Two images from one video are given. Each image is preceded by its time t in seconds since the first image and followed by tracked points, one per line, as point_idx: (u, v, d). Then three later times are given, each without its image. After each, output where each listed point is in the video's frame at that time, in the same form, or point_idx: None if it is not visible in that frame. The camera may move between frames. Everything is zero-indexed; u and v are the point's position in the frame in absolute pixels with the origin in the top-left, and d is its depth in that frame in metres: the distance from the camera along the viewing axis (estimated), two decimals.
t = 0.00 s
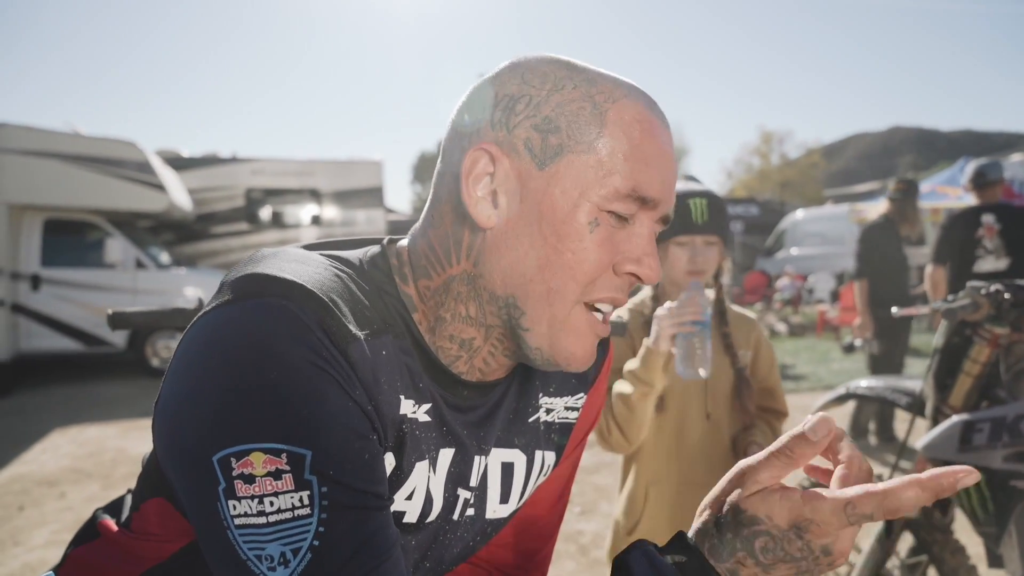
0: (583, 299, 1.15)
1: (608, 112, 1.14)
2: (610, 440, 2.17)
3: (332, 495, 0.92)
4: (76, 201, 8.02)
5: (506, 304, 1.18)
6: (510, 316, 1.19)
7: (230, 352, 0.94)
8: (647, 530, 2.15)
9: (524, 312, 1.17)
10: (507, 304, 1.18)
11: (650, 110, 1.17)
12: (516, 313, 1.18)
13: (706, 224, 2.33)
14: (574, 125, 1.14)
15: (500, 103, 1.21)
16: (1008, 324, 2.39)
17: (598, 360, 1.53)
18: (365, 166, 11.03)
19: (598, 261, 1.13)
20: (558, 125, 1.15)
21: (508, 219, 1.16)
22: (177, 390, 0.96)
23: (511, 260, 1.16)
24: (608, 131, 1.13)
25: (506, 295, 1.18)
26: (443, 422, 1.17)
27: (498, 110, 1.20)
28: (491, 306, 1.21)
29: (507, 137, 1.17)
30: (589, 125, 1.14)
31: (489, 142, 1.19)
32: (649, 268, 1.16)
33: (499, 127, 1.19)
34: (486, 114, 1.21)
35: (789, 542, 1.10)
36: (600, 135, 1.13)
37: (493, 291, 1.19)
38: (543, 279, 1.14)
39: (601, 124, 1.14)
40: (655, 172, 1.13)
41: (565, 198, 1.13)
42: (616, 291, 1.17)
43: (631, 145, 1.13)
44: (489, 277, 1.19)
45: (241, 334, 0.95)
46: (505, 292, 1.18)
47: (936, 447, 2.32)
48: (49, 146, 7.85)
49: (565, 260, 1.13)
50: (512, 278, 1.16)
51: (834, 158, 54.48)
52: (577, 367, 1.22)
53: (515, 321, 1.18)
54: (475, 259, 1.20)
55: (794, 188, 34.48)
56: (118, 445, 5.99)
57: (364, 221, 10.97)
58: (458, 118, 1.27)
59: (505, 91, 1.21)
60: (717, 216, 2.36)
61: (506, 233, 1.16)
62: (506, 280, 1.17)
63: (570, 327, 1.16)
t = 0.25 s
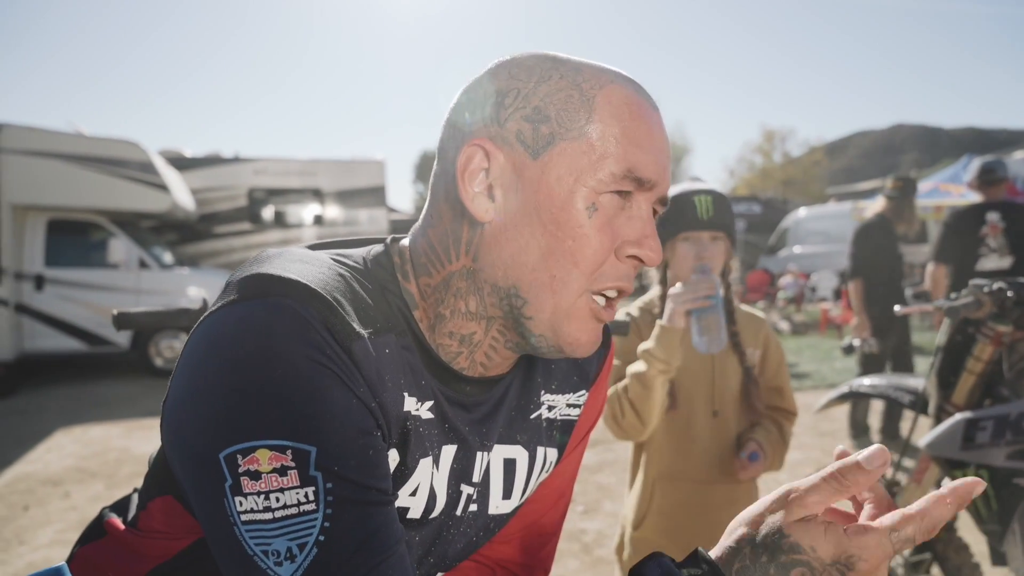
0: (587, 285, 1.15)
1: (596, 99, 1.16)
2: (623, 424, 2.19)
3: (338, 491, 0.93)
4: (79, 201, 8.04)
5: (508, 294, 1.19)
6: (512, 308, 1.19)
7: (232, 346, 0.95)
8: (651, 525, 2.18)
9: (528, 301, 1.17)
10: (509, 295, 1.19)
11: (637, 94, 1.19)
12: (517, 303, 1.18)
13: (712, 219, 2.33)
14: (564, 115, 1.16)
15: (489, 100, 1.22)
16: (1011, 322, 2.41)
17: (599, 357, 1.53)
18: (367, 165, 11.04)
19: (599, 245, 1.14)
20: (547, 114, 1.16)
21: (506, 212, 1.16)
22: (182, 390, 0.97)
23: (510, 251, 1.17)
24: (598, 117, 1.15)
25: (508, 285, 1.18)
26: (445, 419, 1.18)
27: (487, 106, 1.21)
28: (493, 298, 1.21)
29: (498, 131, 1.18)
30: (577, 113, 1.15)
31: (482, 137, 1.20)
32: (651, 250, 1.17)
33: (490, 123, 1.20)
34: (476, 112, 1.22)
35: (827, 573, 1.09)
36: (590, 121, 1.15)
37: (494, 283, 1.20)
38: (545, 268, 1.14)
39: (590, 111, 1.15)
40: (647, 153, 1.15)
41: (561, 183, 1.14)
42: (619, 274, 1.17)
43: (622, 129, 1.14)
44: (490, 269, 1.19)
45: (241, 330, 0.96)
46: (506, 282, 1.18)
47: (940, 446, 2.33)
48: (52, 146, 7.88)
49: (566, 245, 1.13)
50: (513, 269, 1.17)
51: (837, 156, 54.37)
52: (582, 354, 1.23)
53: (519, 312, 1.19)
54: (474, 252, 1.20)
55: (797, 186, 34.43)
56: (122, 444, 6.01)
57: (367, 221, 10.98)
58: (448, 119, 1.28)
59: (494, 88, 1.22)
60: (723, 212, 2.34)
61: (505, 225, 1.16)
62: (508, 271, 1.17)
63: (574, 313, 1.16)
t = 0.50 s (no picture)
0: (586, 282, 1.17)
1: (582, 97, 1.17)
2: (616, 414, 2.20)
3: (340, 489, 0.94)
4: (75, 203, 8.01)
5: (508, 295, 1.20)
6: (515, 308, 1.20)
7: (230, 347, 0.96)
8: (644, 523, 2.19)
9: (530, 301, 1.18)
10: (510, 296, 1.20)
11: (622, 90, 1.21)
12: (520, 304, 1.19)
13: (708, 218, 2.34)
14: (552, 115, 1.17)
15: (477, 105, 1.22)
16: (1004, 321, 2.43)
17: (596, 358, 1.55)
18: (363, 167, 11.04)
19: (595, 241, 1.15)
20: (536, 116, 1.17)
21: (503, 216, 1.17)
22: (183, 394, 0.97)
23: (508, 253, 1.17)
24: (586, 116, 1.16)
25: (509, 286, 1.19)
26: (443, 420, 1.19)
27: (476, 111, 1.22)
28: (492, 299, 1.22)
29: (489, 135, 1.19)
30: (565, 112, 1.17)
31: (473, 142, 1.20)
32: (645, 242, 1.18)
33: (480, 127, 1.20)
34: (465, 118, 1.23)
35: (807, 554, 1.09)
36: (578, 121, 1.16)
37: (493, 284, 1.21)
38: (545, 266, 1.16)
39: (577, 110, 1.16)
40: (635, 148, 1.16)
41: (554, 183, 1.15)
42: (617, 269, 1.19)
43: (610, 125, 1.16)
44: (489, 272, 1.20)
45: (239, 332, 0.96)
46: (507, 283, 1.19)
47: (934, 445, 2.35)
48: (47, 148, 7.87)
49: (564, 244, 1.14)
50: (512, 271, 1.18)
51: (832, 156, 54.55)
52: (587, 350, 1.24)
53: (521, 311, 1.20)
54: (473, 255, 1.21)
55: (792, 187, 34.52)
56: (118, 447, 6.00)
57: (363, 223, 10.98)
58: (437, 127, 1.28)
59: (482, 94, 1.23)
60: (717, 211, 2.36)
61: (502, 228, 1.17)
62: (506, 272, 1.18)
63: (574, 310, 1.18)
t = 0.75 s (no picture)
0: (585, 282, 1.18)
1: (581, 101, 1.19)
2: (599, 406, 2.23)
3: (342, 489, 0.94)
4: (65, 207, 7.98)
5: (508, 297, 1.21)
6: (515, 309, 1.22)
7: (232, 347, 0.96)
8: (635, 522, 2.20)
9: (529, 302, 1.19)
10: (509, 297, 1.21)
11: (619, 94, 1.22)
12: (520, 305, 1.21)
13: (698, 217, 2.36)
14: (551, 118, 1.18)
15: (477, 109, 1.23)
16: (993, 323, 2.44)
17: (591, 360, 1.56)
18: (355, 169, 11.04)
19: (595, 243, 1.16)
20: (535, 120, 1.19)
21: (503, 218, 1.18)
22: (185, 396, 0.98)
23: (507, 254, 1.19)
24: (585, 119, 1.17)
25: (508, 288, 1.20)
26: (441, 421, 1.19)
27: (477, 115, 1.23)
28: (491, 301, 1.23)
29: (489, 139, 1.20)
30: (564, 115, 1.18)
31: (474, 146, 1.21)
32: (644, 243, 1.19)
33: (480, 130, 1.21)
34: (465, 121, 1.24)
35: (804, 554, 1.10)
36: (577, 124, 1.17)
37: (493, 286, 1.22)
38: (545, 268, 1.17)
39: (576, 114, 1.18)
40: (634, 151, 1.18)
41: (555, 186, 1.16)
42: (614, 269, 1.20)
43: (608, 128, 1.17)
44: (489, 273, 1.21)
45: (242, 333, 0.97)
46: (507, 285, 1.20)
47: (925, 445, 2.36)
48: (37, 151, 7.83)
49: (564, 246, 1.16)
50: (511, 272, 1.19)
51: (822, 158, 54.86)
52: (585, 352, 1.26)
53: (520, 312, 1.21)
54: (472, 257, 1.22)
55: (783, 189, 34.69)
56: (110, 451, 5.97)
57: (355, 225, 10.96)
58: (437, 130, 1.29)
59: (481, 98, 1.24)
60: (708, 212, 2.37)
61: (502, 230, 1.18)
62: (506, 273, 1.20)
63: (573, 310, 1.19)
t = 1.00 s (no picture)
0: (589, 285, 1.19)
1: (581, 105, 1.20)
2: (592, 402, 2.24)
3: (343, 485, 0.95)
4: (63, 205, 7.98)
5: (513, 300, 1.22)
6: (519, 312, 1.23)
7: (234, 352, 0.97)
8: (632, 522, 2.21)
9: (533, 305, 1.20)
10: (513, 300, 1.22)
11: (618, 97, 1.23)
12: (525, 308, 1.22)
13: (693, 218, 2.37)
14: (552, 124, 1.19)
15: (478, 116, 1.24)
16: (990, 325, 2.46)
17: (590, 359, 1.57)
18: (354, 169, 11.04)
19: (598, 246, 1.17)
20: (536, 126, 1.19)
21: (506, 223, 1.19)
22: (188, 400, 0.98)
23: (511, 258, 1.20)
24: (585, 124, 1.18)
25: (513, 291, 1.21)
26: (439, 420, 1.20)
27: (477, 122, 1.23)
28: (494, 303, 1.24)
29: (490, 145, 1.21)
30: (565, 121, 1.19)
31: (475, 154, 1.22)
32: (647, 243, 1.21)
33: (481, 137, 1.22)
34: (466, 128, 1.24)
35: (799, 548, 1.11)
36: (578, 129, 1.18)
37: (496, 289, 1.23)
38: (550, 272, 1.18)
39: (577, 119, 1.19)
40: (635, 154, 1.19)
41: (558, 191, 1.17)
42: (618, 269, 1.21)
43: (609, 132, 1.18)
44: (492, 277, 1.22)
45: (245, 336, 0.97)
46: (512, 288, 1.21)
47: (922, 447, 2.38)
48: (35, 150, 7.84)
49: (567, 251, 1.16)
50: (515, 276, 1.20)
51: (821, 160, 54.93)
52: (589, 351, 1.28)
53: (524, 315, 1.22)
54: (475, 262, 1.23)
55: (782, 190, 34.72)
56: (107, 450, 5.97)
57: (354, 225, 10.96)
58: (437, 136, 1.29)
59: (481, 104, 1.24)
60: (704, 212, 2.38)
61: (505, 235, 1.19)
62: (509, 276, 1.21)
63: (577, 312, 1.20)
